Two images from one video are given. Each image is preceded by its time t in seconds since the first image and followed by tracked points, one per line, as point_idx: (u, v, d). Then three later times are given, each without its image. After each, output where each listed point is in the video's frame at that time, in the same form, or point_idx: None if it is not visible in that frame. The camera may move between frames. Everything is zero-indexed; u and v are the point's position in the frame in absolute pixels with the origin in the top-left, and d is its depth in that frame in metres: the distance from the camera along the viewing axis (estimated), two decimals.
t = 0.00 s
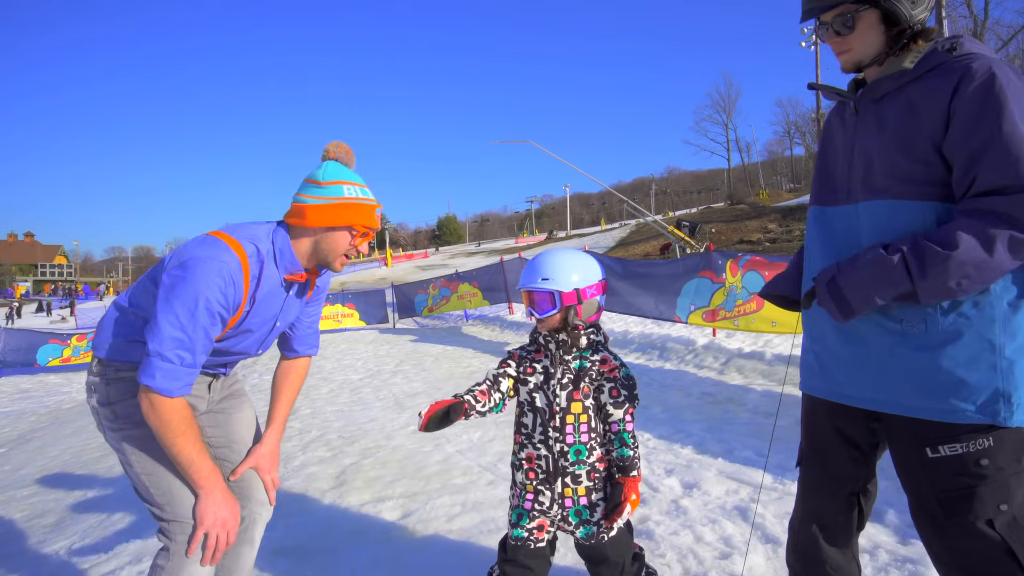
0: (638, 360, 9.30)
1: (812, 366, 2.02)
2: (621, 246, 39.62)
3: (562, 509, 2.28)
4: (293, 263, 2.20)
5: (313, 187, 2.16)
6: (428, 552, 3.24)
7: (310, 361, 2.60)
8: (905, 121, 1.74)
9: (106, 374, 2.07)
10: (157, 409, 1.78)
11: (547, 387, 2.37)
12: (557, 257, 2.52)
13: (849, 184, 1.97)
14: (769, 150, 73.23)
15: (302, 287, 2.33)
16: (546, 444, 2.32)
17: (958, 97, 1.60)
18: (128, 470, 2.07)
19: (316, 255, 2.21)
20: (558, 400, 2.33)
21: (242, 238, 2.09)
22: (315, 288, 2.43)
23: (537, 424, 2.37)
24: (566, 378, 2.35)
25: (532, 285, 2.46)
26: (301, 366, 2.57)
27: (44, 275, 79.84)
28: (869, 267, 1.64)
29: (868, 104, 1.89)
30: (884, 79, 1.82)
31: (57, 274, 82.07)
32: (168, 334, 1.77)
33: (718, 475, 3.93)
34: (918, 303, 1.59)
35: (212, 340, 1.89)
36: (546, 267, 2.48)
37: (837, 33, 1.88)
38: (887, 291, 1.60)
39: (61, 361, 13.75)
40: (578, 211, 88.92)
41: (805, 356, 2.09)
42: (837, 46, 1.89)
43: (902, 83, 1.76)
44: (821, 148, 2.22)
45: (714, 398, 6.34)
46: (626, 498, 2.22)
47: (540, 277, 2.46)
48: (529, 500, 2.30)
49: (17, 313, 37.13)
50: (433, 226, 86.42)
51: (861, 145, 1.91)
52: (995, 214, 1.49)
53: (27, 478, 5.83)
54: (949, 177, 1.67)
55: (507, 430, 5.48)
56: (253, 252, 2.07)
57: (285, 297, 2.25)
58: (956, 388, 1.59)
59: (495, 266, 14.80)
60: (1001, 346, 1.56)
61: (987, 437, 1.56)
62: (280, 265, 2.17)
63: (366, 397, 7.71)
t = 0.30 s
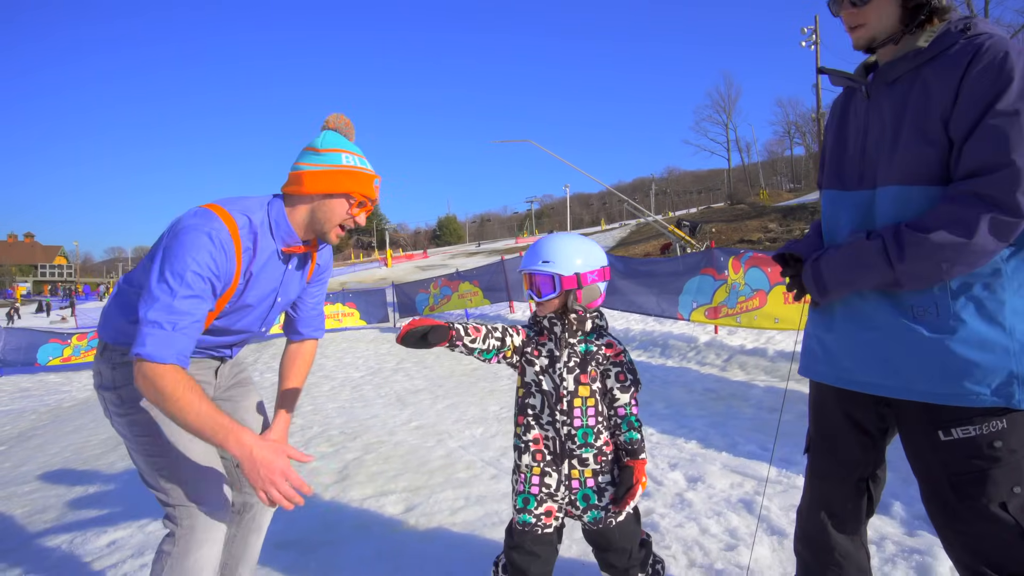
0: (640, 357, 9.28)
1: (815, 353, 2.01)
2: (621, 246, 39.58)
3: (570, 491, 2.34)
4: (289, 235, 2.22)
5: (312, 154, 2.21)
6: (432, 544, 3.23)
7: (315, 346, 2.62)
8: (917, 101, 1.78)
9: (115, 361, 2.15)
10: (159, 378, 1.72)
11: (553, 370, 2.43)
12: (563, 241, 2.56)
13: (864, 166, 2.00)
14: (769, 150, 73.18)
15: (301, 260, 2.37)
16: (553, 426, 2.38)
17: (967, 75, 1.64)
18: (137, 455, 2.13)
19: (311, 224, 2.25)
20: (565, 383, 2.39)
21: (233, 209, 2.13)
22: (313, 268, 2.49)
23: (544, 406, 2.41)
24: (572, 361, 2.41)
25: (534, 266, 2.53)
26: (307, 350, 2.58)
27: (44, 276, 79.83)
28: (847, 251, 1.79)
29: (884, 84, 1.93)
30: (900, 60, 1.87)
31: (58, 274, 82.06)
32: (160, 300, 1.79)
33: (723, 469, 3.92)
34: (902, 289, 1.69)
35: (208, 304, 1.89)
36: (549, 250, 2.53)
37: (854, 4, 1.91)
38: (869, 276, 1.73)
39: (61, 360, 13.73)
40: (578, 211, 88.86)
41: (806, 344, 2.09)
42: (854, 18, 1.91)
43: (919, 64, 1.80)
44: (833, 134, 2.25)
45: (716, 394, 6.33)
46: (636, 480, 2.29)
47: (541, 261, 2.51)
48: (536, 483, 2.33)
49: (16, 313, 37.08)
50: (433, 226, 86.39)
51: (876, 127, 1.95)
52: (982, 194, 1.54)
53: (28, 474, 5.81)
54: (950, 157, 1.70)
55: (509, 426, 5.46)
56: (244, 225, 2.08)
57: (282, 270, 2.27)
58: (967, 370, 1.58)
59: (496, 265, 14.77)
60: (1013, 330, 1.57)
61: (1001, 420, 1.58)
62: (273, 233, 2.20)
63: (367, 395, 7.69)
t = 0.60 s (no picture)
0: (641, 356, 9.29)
1: (820, 350, 2.02)
2: (621, 246, 39.60)
3: (575, 485, 2.35)
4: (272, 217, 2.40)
5: (296, 131, 2.35)
6: (437, 539, 3.24)
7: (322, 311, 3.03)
8: (920, 96, 1.79)
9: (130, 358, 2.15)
10: (186, 347, 1.67)
11: (557, 363, 2.44)
12: (563, 234, 2.62)
13: (868, 162, 2.01)
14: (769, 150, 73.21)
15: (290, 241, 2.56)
16: (558, 420, 2.39)
17: (970, 69, 1.66)
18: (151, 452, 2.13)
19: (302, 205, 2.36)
20: (569, 376, 2.42)
21: (211, 200, 2.26)
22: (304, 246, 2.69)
23: (548, 400, 2.43)
24: (576, 354, 2.44)
25: (536, 259, 2.57)
26: (314, 319, 3.00)
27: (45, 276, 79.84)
28: (855, 256, 1.79)
29: (887, 80, 1.94)
30: (901, 56, 1.88)
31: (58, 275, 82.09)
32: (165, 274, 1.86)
33: (726, 465, 3.93)
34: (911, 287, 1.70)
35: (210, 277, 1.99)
36: (550, 242, 2.58)
37: None
38: (877, 277, 1.75)
39: (63, 360, 13.74)
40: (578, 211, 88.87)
41: (810, 339, 2.10)
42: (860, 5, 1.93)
43: (921, 59, 1.82)
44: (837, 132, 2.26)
45: (718, 392, 6.34)
46: (646, 471, 2.32)
47: (542, 253, 2.56)
48: (541, 478, 2.35)
49: (16, 313, 37.08)
50: (433, 227, 86.40)
51: (879, 123, 1.96)
52: (985, 188, 1.56)
53: (31, 472, 5.82)
54: (954, 151, 1.72)
55: (512, 424, 5.48)
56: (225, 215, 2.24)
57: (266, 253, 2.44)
58: (970, 365, 1.60)
59: (497, 264, 14.78)
60: (1017, 323, 1.58)
61: (1000, 411, 1.59)
62: (256, 218, 2.39)
63: (369, 393, 7.70)
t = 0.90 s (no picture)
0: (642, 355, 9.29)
1: (820, 346, 2.03)
2: (621, 247, 39.61)
3: (575, 484, 2.35)
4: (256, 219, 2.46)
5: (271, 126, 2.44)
6: (439, 538, 3.25)
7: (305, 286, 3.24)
8: (920, 94, 1.80)
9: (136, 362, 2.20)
10: (193, 354, 1.73)
11: (558, 361, 2.45)
12: (561, 233, 2.63)
13: (868, 161, 2.02)
14: (769, 150, 73.21)
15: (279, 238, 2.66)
16: (558, 419, 2.40)
17: (968, 67, 1.67)
18: (155, 457, 2.21)
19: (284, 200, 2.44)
20: (570, 374, 2.43)
21: (193, 207, 2.30)
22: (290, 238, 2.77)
23: (549, 399, 2.43)
24: (577, 353, 2.46)
25: (536, 258, 2.58)
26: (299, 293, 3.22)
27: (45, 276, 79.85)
28: (861, 249, 1.80)
29: (884, 81, 1.96)
30: (900, 55, 1.90)
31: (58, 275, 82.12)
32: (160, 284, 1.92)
33: (727, 464, 3.94)
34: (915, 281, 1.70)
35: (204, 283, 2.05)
36: (549, 241, 2.59)
37: None
38: (880, 270, 1.76)
39: (63, 360, 13.75)
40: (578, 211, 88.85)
41: (809, 336, 2.12)
42: (854, 11, 1.94)
43: (919, 59, 1.84)
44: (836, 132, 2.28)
45: (719, 391, 6.35)
46: (647, 468, 2.34)
47: (542, 252, 2.57)
48: (540, 476, 2.35)
49: (17, 313, 37.09)
50: (433, 227, 86.37)
51: (878, 123, 1.97)
52: (990, 183, 1.57)
53: (32, 472, 5.82)
54: (955, 147, 1.73)
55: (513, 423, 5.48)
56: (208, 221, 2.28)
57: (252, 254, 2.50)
58: (970, 363, 1.61)
59: (498, 265, 14.77)
60: (1017, 322, 1.59)
61: (998, 409, 1.60)
62: (240, 221, 2.43)
63: (370, 393, 7.71)
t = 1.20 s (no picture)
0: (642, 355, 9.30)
1: (823, 346, 2.03)
2: (621, 247, 39.61)
3: (573, 483, 2.35)
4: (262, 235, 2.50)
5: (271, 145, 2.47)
6: (440, 538, 3.26)
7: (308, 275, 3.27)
8: (922, 93, 1.81)
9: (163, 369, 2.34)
10: (224, 379, 1.82)
11: (557, 360, 2.46)
12: (562, 234, 2.64)
13: (870, 159, 2.02)
14: (769, 150, 73.19)
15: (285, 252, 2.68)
16: (557, 419, 2.40)
17: (972, 66, 1.68)
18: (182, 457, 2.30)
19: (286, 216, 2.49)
20: (570, 374, 2.44)
21: (202, 231, 2.33)
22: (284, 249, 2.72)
23: (547, 399, 2.43)
24: (577, 352, 2.46)
25: (538, 258, 2.59)
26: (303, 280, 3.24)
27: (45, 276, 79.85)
28: (869, 248, 1.80)
29: (885, 80, 1.97)
30: (901, 54, 1.91)
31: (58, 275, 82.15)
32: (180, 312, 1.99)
33: (727, 464, 3.95)
34: (925, 279, 1.70)
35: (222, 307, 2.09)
36: (550, 242, 2.60)
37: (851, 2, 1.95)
38: (888, 270, 1.75)
39: (63, 360, 13.76)
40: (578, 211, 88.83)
41: (812, 337, 2.12)
42: (851, 16, 1.96)
43: (920, 58, 1.84)
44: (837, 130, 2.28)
45: (719, 391, 6.35)
46: (644, 467, 2.38)
47: (544, 252, 2.58)
48: (539, 476, 2.36)
49: (17, 313, 37.12)
50: (433, 227, 86.37)
51: (879, 123, 1.98)
52: (999, 181, 1.57)
53: (33, 472, 5.83)
54: (960, 146, 1.73)
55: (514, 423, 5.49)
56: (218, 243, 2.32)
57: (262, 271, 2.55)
58: (977, 362, 1.61)
59: (498, 265, 14.78)
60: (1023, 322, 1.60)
61: (1000, 409, 1.61)
62: (248, 241, 2.47)
63: (371, 393, 7.72)
